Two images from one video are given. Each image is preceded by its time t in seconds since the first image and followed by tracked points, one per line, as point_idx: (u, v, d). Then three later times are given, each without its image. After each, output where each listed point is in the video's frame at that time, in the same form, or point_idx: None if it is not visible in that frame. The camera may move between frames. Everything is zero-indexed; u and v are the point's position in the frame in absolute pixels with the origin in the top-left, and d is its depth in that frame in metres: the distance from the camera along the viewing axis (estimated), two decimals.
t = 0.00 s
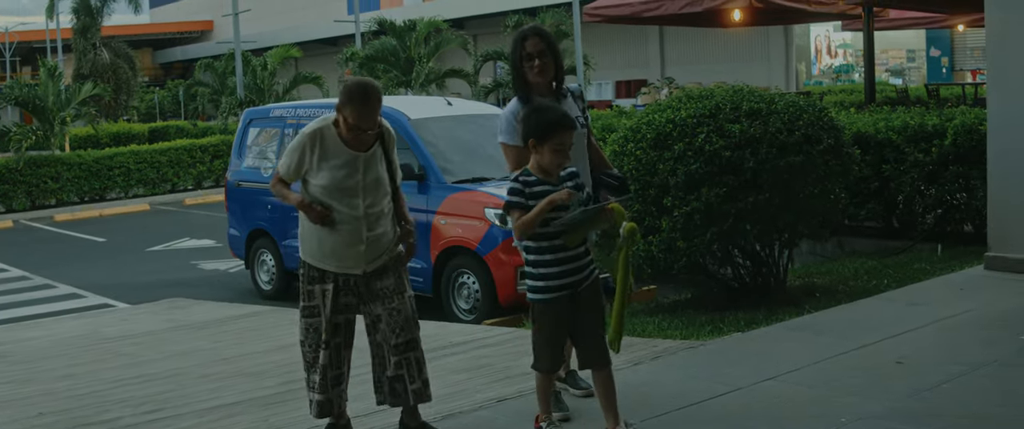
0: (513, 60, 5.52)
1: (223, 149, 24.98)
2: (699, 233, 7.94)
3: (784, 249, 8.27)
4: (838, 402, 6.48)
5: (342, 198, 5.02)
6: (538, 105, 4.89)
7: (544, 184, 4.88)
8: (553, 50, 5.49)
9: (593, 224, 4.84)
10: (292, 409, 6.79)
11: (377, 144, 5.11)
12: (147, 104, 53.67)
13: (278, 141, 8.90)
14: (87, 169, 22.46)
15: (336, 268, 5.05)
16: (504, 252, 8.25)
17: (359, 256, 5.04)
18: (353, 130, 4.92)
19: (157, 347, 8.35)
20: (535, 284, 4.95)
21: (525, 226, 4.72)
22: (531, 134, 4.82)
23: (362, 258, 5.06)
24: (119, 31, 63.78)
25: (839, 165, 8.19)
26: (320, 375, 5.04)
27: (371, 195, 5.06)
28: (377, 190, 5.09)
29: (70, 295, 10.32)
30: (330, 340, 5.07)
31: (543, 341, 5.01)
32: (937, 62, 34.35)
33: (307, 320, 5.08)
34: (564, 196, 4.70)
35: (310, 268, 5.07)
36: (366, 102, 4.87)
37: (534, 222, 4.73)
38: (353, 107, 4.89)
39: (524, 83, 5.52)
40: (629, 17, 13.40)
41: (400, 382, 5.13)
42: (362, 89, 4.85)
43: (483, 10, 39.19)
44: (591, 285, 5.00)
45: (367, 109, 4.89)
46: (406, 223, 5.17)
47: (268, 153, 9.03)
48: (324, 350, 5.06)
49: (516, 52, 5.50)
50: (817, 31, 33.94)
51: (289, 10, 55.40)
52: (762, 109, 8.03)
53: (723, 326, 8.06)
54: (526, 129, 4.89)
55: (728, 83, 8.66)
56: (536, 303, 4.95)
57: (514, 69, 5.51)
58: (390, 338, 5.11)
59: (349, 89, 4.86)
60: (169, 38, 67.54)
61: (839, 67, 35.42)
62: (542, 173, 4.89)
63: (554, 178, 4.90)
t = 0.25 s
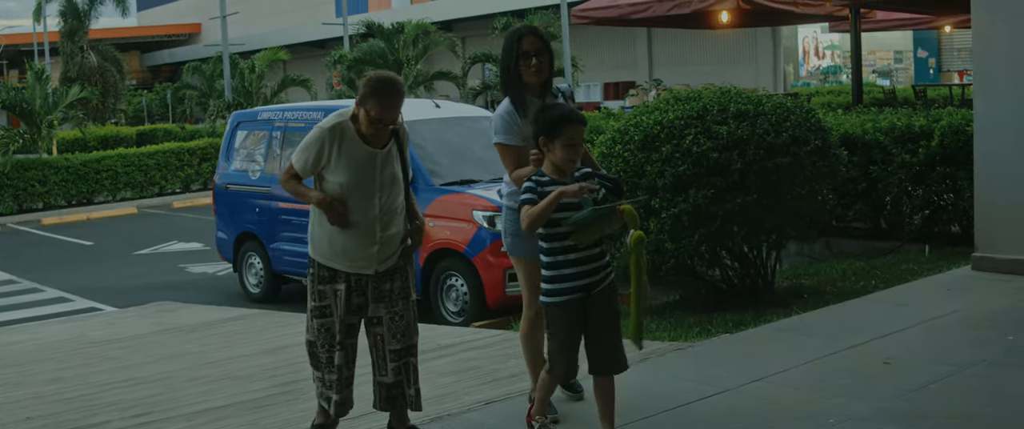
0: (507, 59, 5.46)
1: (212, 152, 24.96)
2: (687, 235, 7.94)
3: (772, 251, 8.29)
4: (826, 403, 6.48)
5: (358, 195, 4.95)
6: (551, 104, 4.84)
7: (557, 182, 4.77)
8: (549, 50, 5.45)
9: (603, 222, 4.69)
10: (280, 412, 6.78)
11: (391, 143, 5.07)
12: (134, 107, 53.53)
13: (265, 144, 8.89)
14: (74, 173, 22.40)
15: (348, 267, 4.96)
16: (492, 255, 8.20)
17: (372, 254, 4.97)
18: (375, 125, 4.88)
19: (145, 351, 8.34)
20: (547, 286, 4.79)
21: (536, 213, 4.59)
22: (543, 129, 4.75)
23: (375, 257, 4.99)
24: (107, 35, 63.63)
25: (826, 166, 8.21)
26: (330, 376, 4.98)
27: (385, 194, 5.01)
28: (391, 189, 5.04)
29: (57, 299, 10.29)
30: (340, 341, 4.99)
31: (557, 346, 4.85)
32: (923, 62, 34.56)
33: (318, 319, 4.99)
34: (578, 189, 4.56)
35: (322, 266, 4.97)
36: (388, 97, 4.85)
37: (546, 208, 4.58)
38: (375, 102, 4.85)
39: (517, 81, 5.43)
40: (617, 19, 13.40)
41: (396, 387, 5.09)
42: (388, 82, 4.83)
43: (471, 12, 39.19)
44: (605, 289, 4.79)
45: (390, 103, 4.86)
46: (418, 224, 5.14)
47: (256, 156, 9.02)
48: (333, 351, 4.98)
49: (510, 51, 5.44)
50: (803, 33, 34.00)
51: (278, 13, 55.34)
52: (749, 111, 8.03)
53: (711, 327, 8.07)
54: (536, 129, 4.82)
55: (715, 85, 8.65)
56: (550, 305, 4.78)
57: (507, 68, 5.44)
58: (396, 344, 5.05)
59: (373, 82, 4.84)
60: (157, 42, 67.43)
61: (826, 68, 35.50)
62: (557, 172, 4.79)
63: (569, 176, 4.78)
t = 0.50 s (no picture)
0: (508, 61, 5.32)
1: (198, 155, 24.90)
2: (673, 235, 7.96)
3: (758, 251, 8.31)
4: (812, 404, 6.48)
5: (361, 191, 4.83)
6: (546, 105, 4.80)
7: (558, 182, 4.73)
8: (552, 53, 5.32)
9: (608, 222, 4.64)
10: (265, 414, 6.76)
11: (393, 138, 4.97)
12: (119, 109, 53.34)
13: (251, 146, 8.88)
14: (59, 175, 22.33)
15: (352, 264, 4.83)
16: (477, 256, 8.20)
17: (376, 251, 4.85)
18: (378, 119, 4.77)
19: (131, 354, 8.32)
20: (552, 287, 4.76)
21: (543, 210, 4.54)
22: (541, 131, 4.71)
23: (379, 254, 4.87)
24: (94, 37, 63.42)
25: (812, 166, 8.23)
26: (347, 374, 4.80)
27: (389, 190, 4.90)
28: (394, 186, 4.93)
29: (42, 302, 10.26)
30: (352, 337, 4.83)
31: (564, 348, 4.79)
32: (908, 62, 34.70)
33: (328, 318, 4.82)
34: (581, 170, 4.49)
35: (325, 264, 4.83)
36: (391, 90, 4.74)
37: (552, 202, 4.53)
38: (378, 95, 4.75)
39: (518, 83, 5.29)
40: (603, 20, 13.41)
41: (397, 388, 4.96)
42: (391, 75, 4.73)
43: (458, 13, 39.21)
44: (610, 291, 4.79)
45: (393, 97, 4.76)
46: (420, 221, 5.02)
47: (241, 158, 9.00)
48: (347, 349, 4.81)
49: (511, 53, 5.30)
50: (788, 33, 34.00)
51: (265, 14, 55.25)
52: (735, 111, 8.04)
53: (697, 328, 8.07)
54: (532, 131, 4.78)
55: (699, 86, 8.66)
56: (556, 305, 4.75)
57: (508, 68, 5.30)
58: (400, 343, 4.94)
59: (376, 75, 4.73)
60: (144, 44, 67.22)
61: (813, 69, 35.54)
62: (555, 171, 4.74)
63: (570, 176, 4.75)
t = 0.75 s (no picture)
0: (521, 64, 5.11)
1: (182, 158, 24.85)
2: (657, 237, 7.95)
3: (742, 252, 8.33)
4: (794, 405, 6.48)
5: (350, 194, 4.63)
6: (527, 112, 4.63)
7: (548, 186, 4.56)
8: (566, 59, 5.11)
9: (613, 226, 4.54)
10: (248, 417, 6.75)
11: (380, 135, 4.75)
12: (103, 112, 53.15)
13: (234, 149, 8.86)
14: (42, 179, 22.25)
15: (341, 268, 4.66)
16: (461, 258, 8.20)
17: (365, 255, 4.68)
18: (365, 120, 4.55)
19: (114, 358, 8.30)
20: (546, 292, 4.59)
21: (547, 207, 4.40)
22: (528, 137, 4.53)
23: (369, 257, 4.70)
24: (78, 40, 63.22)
25: (795, 167, 8.25)
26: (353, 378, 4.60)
27: (378, 190, 4.70)
28: (383, 186, 4.73)
29: (26, 306, 10.24)
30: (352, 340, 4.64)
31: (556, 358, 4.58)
32: (892, 63, 34.04)
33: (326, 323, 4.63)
34: (583, 162, 4.32)
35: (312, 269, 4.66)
36: (376, 89, 4.52)
37: (557, 199, 4.40)
38: (364, 94, 4.52)
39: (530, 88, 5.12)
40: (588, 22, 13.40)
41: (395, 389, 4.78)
42: (376, 74, 4.49)
43: (442, 15, 39.27)
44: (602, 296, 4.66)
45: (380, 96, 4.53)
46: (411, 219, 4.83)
47: (224, 161, 8.99)
48: (350, 352, 4.61)
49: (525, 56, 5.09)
50: (773, 34, 34.03)
51: (252, 17, 55.21)
52: (718, 113, 8.05)
53: (681, 329, 8.08)
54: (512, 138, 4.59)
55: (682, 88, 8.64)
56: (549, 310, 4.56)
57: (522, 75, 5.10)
58: (395, 343, 4.80)
59: (360, 74, 4.49)
60: (129, 47, 67.03)
61: (796, 70, 35.65)
62: (543, 176, 4.59)
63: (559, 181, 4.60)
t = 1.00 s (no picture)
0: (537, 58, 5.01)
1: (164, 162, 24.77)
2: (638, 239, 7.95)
3: (723, 254, 8.35)
4: (775, 407, 6.48)
5: (333, 196, 4.35)
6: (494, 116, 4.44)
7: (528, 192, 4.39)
8: (582, 57, 4.99)
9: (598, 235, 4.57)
10: (229, 421, 6.72)
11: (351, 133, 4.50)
12: (84, 116, 53.06)
13: (215, 153, 8.86)
14: (24, 184, 22.17)
15: (333, 276, 4.34)
16: (443, 262, 8.19)
17: (356, 258, 4.38)
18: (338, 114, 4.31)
19: (95, 363, 8.27)
20: (536, 299, 4.43)
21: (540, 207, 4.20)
22: (505, 141, 4.35)
23: (361, 260, 4.41)
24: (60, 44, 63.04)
25: (775, 169, 8.27)
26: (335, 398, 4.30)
27: (360, 189, 4.43)
28: (363, 184, 4.46)
29: (6, 311, 10.20)
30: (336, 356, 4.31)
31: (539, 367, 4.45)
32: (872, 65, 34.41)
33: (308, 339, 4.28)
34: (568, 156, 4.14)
35: (301, 281, 4.33)
36: (342, 81, 4.31)
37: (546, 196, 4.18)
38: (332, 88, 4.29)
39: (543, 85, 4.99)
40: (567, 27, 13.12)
41: (383, 393, 4.47)
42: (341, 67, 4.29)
43: (425, 19, 39.41)
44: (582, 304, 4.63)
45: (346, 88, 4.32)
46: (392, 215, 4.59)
47: (206, 166, 8.98)
48: (332, 370, 4.29)
49: (541, 49, 4.97)
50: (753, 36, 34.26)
51: (236, 21, 55.23)
52: (698, 116, 8.06)
53: (662, 331, 8.09)
54: (487, 144, 4.39)
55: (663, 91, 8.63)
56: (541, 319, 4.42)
57: (537, 71, 5.00)
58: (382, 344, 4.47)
59: (324, 67, 4.27)
60: (111, 51, 66.95)
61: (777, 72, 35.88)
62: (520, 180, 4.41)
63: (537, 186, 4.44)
